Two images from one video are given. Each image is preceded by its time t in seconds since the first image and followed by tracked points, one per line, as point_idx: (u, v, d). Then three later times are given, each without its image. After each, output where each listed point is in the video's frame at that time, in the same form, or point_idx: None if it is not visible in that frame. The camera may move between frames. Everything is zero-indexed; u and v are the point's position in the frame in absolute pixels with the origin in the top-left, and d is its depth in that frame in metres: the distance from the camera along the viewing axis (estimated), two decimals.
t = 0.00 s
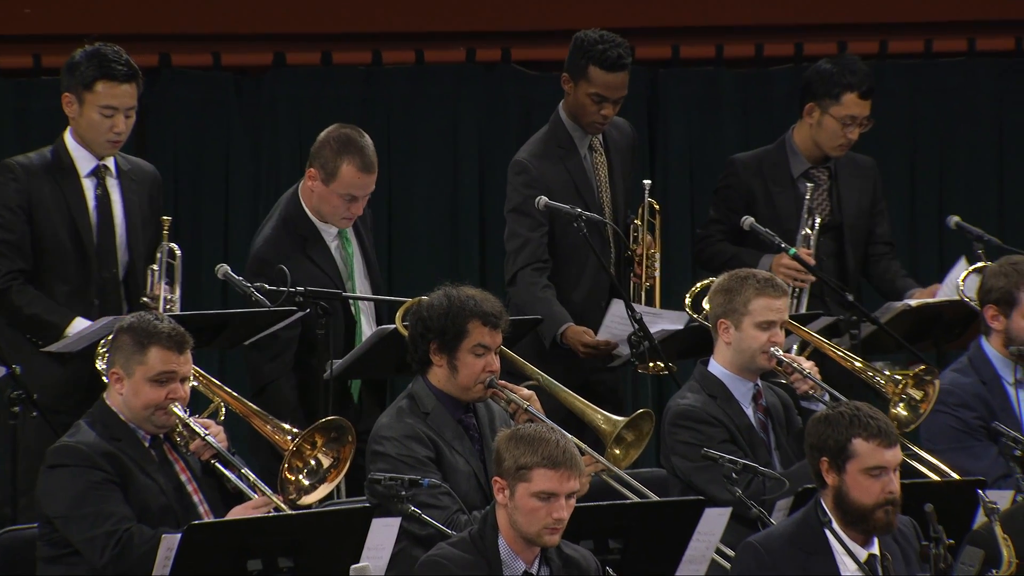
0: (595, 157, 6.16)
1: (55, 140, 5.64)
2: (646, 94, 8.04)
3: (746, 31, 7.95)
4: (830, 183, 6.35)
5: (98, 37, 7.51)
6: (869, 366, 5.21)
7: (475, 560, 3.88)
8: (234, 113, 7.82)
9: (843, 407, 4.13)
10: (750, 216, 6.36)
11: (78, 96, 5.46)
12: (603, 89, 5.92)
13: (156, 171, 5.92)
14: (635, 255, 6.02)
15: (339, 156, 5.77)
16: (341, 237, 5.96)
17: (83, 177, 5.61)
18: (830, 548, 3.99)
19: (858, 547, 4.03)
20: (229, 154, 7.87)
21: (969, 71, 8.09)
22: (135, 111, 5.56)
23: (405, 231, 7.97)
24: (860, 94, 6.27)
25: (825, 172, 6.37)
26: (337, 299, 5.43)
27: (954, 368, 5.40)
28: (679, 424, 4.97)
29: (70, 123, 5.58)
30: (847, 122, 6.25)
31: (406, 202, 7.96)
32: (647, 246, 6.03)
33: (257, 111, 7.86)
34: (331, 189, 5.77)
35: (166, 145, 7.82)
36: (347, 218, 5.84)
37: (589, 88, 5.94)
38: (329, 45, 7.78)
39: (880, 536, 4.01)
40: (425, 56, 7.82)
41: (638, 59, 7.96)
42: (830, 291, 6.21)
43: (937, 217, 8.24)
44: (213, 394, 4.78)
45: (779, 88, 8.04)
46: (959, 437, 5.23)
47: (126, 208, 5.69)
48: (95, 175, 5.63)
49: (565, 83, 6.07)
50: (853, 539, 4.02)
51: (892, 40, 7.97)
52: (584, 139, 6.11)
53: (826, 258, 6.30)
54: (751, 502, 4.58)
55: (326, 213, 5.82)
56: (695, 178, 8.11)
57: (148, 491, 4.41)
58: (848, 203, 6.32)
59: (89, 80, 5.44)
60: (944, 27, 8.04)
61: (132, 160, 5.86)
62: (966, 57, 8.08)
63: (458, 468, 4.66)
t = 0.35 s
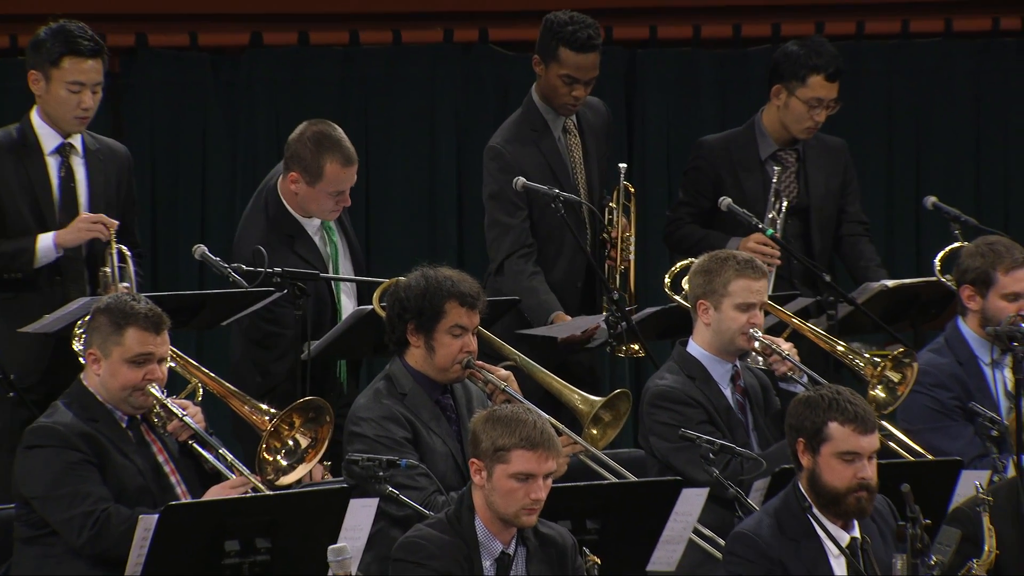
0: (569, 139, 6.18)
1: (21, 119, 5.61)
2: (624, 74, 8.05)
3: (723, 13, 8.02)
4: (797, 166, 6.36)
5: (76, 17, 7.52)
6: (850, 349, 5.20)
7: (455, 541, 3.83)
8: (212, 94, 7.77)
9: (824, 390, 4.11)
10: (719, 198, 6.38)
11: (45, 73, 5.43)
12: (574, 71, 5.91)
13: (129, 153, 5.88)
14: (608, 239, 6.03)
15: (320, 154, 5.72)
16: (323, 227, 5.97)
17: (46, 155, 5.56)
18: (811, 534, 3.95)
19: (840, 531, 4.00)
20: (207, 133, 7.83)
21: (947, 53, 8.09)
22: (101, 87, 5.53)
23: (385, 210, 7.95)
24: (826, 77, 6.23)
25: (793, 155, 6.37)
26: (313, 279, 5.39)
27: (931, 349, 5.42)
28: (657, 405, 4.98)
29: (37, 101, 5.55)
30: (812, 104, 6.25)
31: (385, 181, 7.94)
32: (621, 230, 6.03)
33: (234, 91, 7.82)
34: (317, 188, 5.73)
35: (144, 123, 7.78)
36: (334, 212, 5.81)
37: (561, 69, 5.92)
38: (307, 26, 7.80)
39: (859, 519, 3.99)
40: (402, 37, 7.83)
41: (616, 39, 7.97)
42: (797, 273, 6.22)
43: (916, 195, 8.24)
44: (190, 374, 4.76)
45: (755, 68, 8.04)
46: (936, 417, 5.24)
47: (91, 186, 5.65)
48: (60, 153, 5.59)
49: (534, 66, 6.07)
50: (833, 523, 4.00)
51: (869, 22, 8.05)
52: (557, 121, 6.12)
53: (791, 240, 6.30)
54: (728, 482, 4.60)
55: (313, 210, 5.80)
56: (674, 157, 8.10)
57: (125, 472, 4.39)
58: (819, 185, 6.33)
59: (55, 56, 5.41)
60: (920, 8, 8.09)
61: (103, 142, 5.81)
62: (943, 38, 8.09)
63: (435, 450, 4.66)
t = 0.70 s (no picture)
0: (542, 123, 6.17)
1: None
2: (597, 57, 8.03)
3: None
4: (767, 151, 6.38)
5: None
6: (824, 334, 5.21)
7: (429, 525, 3.83)
8: (183, 75, 7.72)
9: (805, 372, 4.11)
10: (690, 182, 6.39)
11: None
12: (545, 53, 5.91)
13: (62, 131, 5.85)
14: (582, 223, 6.04)
15: (294, 145, 5.70)
16: (302, 217, 5.93)
17: None
18: (795, 515, 3.94)
19: (822, 514, 4.01)
20: (180, 117, 7.78)
21: (920, 36, 8.13)
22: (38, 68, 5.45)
23: (358, 194, 7.93)
24: (795, 62, 6.22)
25: (763, 139, 6.39)
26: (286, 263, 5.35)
27: (904, 332, 5.45)
28: (631, 388, 4.99)
29: None
30: (781, 89, 6.23)
31: (359, 165, 7.91)
32: (594, 215, 6.04)
33: (207, 73, 7.78)
34: (293, 179, 5.71)
35: (116, 106, 7.72)
36: (312, 202, 5.79)
37: (531, 52, 5.92)
38: (280, 8, 7.71)
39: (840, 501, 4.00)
40: (376, 20, 7.76)
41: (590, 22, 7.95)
42: (768, 257, 6.23)
43: (889, 180, 8.27)
44: (164, 358, 4.73)
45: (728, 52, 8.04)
46: (910, 401, 5.27)
47: (33, 167, 5.62)
48: None
49: (506, 49, 6.05)
50: (816, 505, 4.01)
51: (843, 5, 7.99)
52: (530, 104, 6.11)
53: (761, 225, 6.32)
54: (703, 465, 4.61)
55: (291, 202, 5.77)
56: (648, 142, 8.10)
57: (99, 456, 4.37)
58: (790, 170, 6.35)
59: None
60: None
61: (38, 121, 5.78)
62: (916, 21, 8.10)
63: (410, 434, 4.66)
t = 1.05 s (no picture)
0: (518, 108, 6.15)
1: None
2: (574, 45, 8.02)
3: None
4: (742, 138, 6.38)
5: None
6: (801, 320, 5.24)
7: (402, 511, 3.82)
8: (158, 62, 7.67)
9: (793, 357, 4.08)
10: (665, 170, 6.40)
11: None
12: (524, 37, 5.90)
13: None
14: (559, 211, 6.04)
15: (275, 98, 5.69)
16: (281, 183, 5.91)
17: None
18: (779, 500, 3.92)
19: (804, 498, 3.96)
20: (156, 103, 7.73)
21: (895, 25, 8.17)
22: None
23: (334, 181, 7.89)
24: (769, 52, 6.22)
25: (737, 127, 6.39)
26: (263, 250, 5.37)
27: (880, 318, 5.47)
28: (608, 374, 4.99)
29: None
30: (755, 78, 6.23)
31: (335, 151, 7.88)
32: (571, 202, 6.05)
33: (182, 60, 7.73)
34: (269, 132, 5.69)
35: (90, 91, 7.67)
36: (289, 159, 5.75)
37: (510, 36, 5.90)
38: None
39: (825, 487, 3.96)
40: (352, 7, 7.72)
41: (566, 10, 7.93)
42: (742, 244, 6.24)
43: (864, 168, 8.29)
44: (139, 345, 4.71)
45: (703, 39, 8.05)
46: (885, 386, 5.29)
47: None
48: None
49: (484, 34, 6.03)
50: (799, 490, 3.96)
51: None
52: (506, 89, 6.08)
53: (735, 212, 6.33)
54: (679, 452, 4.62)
55: (267, 156, 5.75)
56: (624, 129, 8.09)
57: (74, 443, 4.35)
58: (765, 157, 6.36)
59: None
60: None
61: None
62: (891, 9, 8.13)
63: (385, 420, 4.65)
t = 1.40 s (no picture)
0: (497, 91, 6.13)
1: None
2: (552, 31, 8.00)
3: None
4: (720, 124, 6.39)
5: None
6: (779, 305, 5.26)
7: (380, 495, 3.81)
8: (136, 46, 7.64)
9: (777, 343, 4.07)
10: (643, 155, 6.40)
11: None
12: (505, 19, 5.89)
13: None
14: (536, 195, 6.01)
15: (275, 47, 5.65)
16: (270, 149, 5.84)
17: None
18: (759, 485, 3.93)
19: (784, 484, 3.97)
20: (133, 87, 7.67)
21: (872, 11, 8.20)
22: None
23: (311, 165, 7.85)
24: (746, 39, 6.22)
25: (715, 112, 6.39)
26: (241, 233, 5.28)
27: (857, 303, 5.49)
28: (584, 359, 5.00)
29: None
30: (731, 65, 6.24)
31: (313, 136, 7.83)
32: (549, 187, 6.01)
33: (160, 44, 7.68)
34: (264, 80, 5.64)
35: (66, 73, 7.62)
36: (278, 111, 5.68)
37: (490, 18, 5.90)
38: None
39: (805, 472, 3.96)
40: None
41: None
42: (721, 229, 6.25)
43: (842, 154, 8.31)
44: (117, 330, 4.69)
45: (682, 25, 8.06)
46: (861, 370, 5.31)
47: None
48: None
49: (463, 17, 6.02)
50: (779, 475, 3.96)
51: None
52: (485, 72, 6.09)
53: (714, 197, 6.33)
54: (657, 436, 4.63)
55: (259, 106, 5.70)
56: (602, 114, 8.06)
57: (51, 428, 4.33)
58: (743, 141, 6.37)
59: None
60: None
61: None
62: None
63: (363, 405, 4.63)
